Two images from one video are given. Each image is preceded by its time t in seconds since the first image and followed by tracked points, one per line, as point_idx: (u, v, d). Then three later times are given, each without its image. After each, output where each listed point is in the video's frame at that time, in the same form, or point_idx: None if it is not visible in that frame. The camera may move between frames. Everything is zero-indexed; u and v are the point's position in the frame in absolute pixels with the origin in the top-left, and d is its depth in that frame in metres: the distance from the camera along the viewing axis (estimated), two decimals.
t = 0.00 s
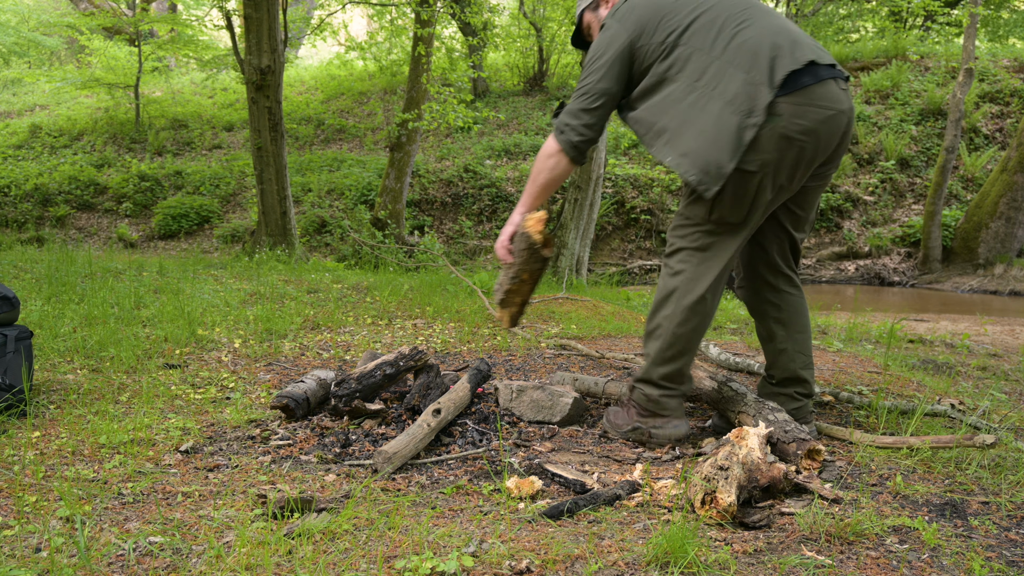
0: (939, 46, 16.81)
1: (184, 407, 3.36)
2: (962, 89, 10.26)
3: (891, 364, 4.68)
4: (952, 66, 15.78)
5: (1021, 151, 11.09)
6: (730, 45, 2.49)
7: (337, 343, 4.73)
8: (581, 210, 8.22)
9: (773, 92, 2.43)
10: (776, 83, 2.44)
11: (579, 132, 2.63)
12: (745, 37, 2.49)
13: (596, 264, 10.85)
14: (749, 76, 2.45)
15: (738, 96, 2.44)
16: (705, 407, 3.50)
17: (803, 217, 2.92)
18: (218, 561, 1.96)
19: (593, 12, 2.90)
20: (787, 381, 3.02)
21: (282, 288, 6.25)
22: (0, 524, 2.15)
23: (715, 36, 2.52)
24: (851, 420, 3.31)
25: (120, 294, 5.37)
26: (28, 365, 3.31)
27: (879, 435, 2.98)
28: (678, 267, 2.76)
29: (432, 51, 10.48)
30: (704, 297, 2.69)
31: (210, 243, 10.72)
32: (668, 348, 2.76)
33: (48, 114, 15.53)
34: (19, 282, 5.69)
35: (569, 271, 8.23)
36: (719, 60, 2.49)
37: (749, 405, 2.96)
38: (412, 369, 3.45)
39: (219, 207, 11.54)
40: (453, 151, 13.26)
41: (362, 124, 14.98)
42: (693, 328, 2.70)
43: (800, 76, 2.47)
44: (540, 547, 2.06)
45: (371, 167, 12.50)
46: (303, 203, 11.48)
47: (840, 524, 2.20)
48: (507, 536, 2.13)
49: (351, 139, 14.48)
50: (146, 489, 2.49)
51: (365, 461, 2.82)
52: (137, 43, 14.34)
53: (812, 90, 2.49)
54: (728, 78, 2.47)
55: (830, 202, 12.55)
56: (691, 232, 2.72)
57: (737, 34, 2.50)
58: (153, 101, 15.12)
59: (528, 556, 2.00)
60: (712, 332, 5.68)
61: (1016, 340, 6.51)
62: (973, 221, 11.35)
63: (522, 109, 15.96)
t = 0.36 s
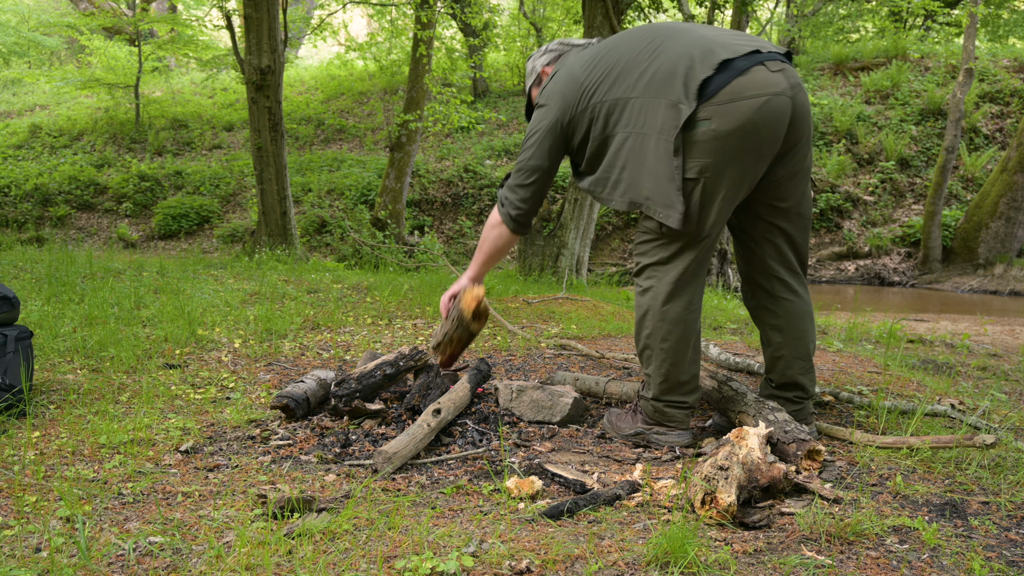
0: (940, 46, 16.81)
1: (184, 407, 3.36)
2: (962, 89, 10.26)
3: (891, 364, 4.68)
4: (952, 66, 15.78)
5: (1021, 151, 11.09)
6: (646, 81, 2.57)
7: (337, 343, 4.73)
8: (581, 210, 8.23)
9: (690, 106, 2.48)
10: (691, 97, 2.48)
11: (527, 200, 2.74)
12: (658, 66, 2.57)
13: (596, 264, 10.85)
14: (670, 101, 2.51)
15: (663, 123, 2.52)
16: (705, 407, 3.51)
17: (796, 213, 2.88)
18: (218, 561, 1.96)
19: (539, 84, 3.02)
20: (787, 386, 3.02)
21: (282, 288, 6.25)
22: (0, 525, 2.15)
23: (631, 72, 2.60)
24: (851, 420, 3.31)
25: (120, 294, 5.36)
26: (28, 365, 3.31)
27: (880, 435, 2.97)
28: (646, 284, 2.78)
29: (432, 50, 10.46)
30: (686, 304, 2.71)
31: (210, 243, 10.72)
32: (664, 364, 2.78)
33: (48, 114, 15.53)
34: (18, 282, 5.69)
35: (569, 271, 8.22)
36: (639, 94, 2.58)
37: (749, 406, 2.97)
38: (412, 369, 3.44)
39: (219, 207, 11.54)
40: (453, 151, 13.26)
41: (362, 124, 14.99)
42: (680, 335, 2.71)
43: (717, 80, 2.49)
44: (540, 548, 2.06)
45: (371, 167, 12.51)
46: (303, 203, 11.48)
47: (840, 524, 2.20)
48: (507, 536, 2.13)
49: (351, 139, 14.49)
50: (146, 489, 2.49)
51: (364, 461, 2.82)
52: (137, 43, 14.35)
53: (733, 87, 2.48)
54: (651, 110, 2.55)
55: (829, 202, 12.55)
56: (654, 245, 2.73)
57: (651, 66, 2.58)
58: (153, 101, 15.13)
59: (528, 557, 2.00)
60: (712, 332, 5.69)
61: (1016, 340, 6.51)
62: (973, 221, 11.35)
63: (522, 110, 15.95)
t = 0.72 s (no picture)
0: (940, 46, 16.81)
1: (184, 407, 3.36)
2: (962, 89, 10.26)
3: (890, 364, 4.68)
4: (952, 66, 15.76)
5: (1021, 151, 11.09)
6: (624, 85, 2.60)
7: (337, 343, 4.73)
8: (581, 210, 8.23)
9: (668, 104, 2.50)
10: (667, 96, 2.50)
11: (528, 215, 2.73)
12: (635, 67, 2.60)
13: (596, 264, 10.85)
14: (648, 102, 2.54)
15: (642, 123, 2.54)
16: (705, 407, 3.50)
17: (786, 209, 2.90)
18: (218, 561, 1.96)
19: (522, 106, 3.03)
20: (785, 385, 3.02)
21: (282, 288, 6.25)
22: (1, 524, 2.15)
23: (610, 77, 2.64)
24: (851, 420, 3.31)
25: (120, 294, 5.36)
26: (28, 365, 3.31)
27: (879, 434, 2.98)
28: (632, 283, 2.80)
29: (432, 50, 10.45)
30: (673, 300, 2.71)
31: (210, 243, 10.72)
32: (656, 362, 2.78)
33: (48, 114, 15.53)
34: (19, 282, 5.70)
35: (569, 271, 8.23)
36: (617, 97, 2.61)
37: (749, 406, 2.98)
38: (412, 370, 3.44)
39: (219, 207, 11.54)
40: (453, 151, 13.26)
41: (362, 124, 14.99)
42: (670, 331, 2.71)
43: (692, 77, 2.51)
44: (540, 548, 2.06)
45: (371, 167, 12.51)
46: (303, 203, 11.48)
47: (840, 524, 2.20)
48: (507, 536, 2.13)
49: (351, 139, 14.49)
50: (146, 489, 2.49)
51: (364, 461, 2.82)
52: (137, 43, 14.35)
53: (709, 83, 2.49)
54: (631, 111, 2.58)
55: (829, 202, 12.54)
56: (637, 244, 2.74)
57: (628, 68, 2.62)
58: (153, 101, 15.13)
59: (528, 557, 2.00)
60: (712, 332, 5.70)
61: (1016, 340, 6.51)
62: (973, 221, 11.35)
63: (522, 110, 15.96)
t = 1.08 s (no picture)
0: (940, 46, 16.81)
1: (184, 407, 3.36)
2: (962, 89, 10.26)
3: (890, 364, 4.69)
4: (952, 67, 15.76)
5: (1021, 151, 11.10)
6: (648, 72, 2.59)
7: (337, 343, 4.73)
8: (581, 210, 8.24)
9: (689, 97, 2.49)
10: (690, 88, 2.50)
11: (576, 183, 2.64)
12: (657, 56, 2.60)
13: (596, 264, 10.86)
14: (669, 92, 2.53)
15: (662, 112, 2.54)
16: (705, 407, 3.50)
17: (788, 210, 2.89)
18: (218, 561, 1.96)
19: (531, 85, 3.03)
20: (785, 384, 3.02)
21: (283, 288, 6.25)
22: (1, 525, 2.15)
23: (632, 64, 2.63)
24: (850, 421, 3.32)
25: (120, 294, 5.37)
26: (29, 365, 3.31)
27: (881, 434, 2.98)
28: (648, 280, 2.79)
29: (432, 50, 10.44)
30: (688, 300, 2.72)
31: (210, 243, 10.72)
32: (665, 362, 2.78)
33: (48, 114, 15.53)
34: (19, 282, 5.70)
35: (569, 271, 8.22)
36: (638, 85, 2.61)
37: (749, 407, 2.97)
38: (412, 370, 3.43)
39: (219, 207, 11.54)
40: (453, 151, 13.26)
41: (362, 124, 15.00)
42: (681, 331, 2.72)
43: (715, 73, 2.51)
44: (540, 547, 2.06)
45: (371, 167, 12.51)
46: (303, 203, 11.48)
47: (840, 524, 2.20)
48: (507, 536, 2.13)
49: (351, 139, 14.49)
50: (146, 489, 2.49)
51: (364, 461, 2.82)
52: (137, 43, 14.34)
53: (732, 80, 2.49)
54: (649, 100, 2.58)
55: (829, 202, 12.54)
56: (654, 241, 2.74)
57: (650, 56, 2.61)
58: (153, 101, 15.13)
59: (528, 556, 2.00)
60: (712, 332, 5.70)
61: (1016, 340, 6.52)
62: (973, 221, 11.36)
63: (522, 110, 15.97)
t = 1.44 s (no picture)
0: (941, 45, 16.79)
1: (185, 407, 3.36)
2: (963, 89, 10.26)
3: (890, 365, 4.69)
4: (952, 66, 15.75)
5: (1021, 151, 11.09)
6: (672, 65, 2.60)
7: (337, 343, 4.74)
8: (581, 210, 8.24)
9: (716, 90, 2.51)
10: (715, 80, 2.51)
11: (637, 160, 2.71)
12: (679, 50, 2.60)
13: (597, 264, 10.86)
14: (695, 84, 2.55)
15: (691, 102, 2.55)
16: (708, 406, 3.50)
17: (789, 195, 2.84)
18: (218, 561, 1.96)
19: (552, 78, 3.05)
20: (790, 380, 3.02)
21: (283, 288, 6.26)
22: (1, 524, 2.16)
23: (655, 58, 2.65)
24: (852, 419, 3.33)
25: (120, 294, 5.37)
26: (29, 365, 3.32)
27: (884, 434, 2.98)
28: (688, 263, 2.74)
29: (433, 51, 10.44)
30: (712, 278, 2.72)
31: (210, 243, 10.73)
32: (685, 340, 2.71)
33: (49, 114, 15.54)
34: (19, 282, 5.70)
35: (569, 271, 8.22)
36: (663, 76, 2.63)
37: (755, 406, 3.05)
38: (412, 369, 3.43)
39: (219, 207, 11.55)
40: (453, 151, 13.26)
41: (362, 124, 15.00)
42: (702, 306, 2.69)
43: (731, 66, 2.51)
44: (540, 548, 2.06)
45: (371, 167, 12.50)
46: (304, 203, 11.49)
47: (840, 524, 2.20)
48: (507, 536, 2.13)
49: (351, 139, 14.50)
50: (146, 489, 2.49)
51: (364, 461, 2.82)
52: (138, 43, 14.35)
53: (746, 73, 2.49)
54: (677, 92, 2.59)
55: (830, 202, 12.53)
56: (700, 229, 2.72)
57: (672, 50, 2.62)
58: (154, 102, 15.13)
59: (528, 556, 2.00)
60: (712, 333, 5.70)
61: (1016, 339, 6.51)
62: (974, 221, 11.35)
63: (522, 109, 15.96)
